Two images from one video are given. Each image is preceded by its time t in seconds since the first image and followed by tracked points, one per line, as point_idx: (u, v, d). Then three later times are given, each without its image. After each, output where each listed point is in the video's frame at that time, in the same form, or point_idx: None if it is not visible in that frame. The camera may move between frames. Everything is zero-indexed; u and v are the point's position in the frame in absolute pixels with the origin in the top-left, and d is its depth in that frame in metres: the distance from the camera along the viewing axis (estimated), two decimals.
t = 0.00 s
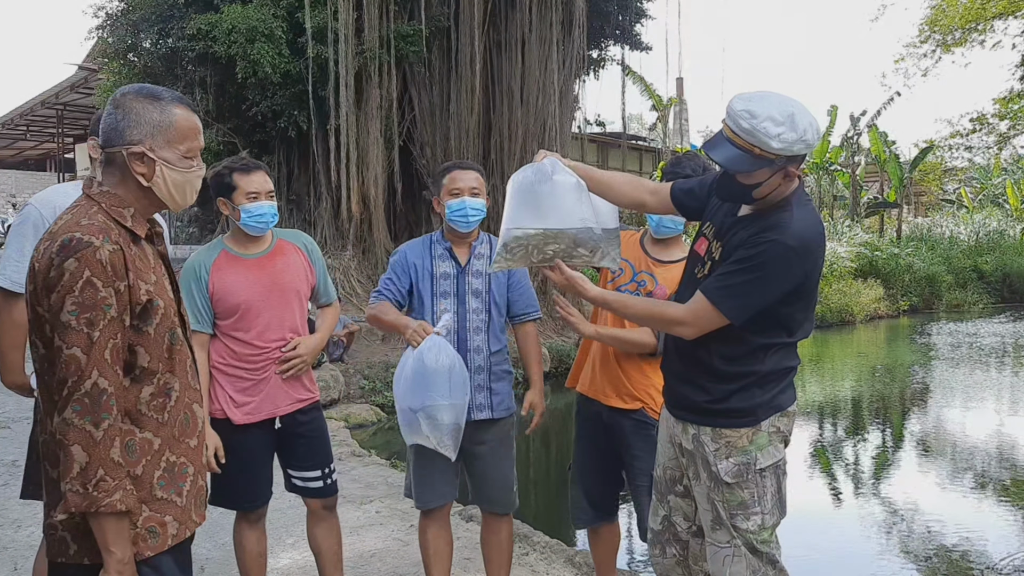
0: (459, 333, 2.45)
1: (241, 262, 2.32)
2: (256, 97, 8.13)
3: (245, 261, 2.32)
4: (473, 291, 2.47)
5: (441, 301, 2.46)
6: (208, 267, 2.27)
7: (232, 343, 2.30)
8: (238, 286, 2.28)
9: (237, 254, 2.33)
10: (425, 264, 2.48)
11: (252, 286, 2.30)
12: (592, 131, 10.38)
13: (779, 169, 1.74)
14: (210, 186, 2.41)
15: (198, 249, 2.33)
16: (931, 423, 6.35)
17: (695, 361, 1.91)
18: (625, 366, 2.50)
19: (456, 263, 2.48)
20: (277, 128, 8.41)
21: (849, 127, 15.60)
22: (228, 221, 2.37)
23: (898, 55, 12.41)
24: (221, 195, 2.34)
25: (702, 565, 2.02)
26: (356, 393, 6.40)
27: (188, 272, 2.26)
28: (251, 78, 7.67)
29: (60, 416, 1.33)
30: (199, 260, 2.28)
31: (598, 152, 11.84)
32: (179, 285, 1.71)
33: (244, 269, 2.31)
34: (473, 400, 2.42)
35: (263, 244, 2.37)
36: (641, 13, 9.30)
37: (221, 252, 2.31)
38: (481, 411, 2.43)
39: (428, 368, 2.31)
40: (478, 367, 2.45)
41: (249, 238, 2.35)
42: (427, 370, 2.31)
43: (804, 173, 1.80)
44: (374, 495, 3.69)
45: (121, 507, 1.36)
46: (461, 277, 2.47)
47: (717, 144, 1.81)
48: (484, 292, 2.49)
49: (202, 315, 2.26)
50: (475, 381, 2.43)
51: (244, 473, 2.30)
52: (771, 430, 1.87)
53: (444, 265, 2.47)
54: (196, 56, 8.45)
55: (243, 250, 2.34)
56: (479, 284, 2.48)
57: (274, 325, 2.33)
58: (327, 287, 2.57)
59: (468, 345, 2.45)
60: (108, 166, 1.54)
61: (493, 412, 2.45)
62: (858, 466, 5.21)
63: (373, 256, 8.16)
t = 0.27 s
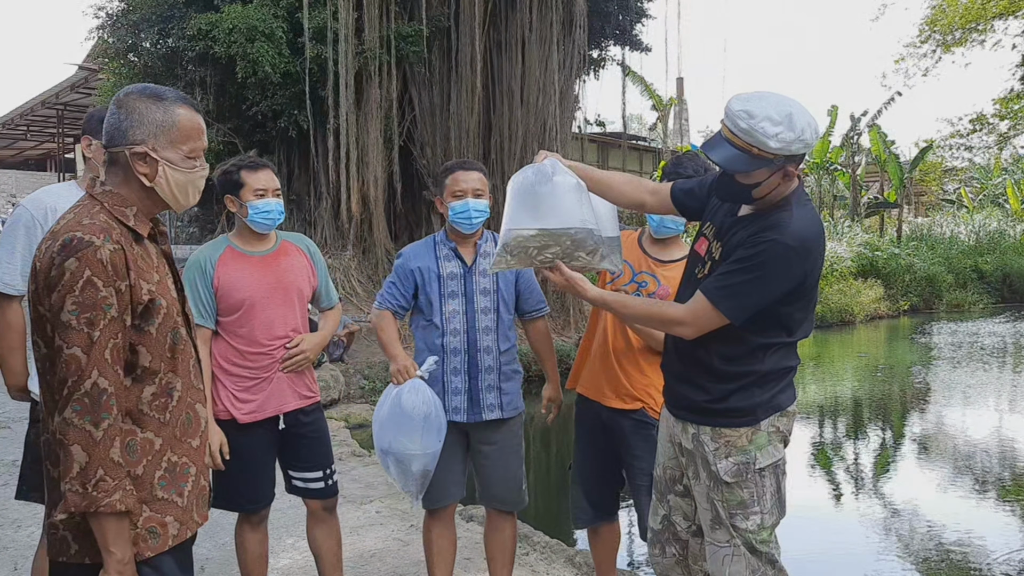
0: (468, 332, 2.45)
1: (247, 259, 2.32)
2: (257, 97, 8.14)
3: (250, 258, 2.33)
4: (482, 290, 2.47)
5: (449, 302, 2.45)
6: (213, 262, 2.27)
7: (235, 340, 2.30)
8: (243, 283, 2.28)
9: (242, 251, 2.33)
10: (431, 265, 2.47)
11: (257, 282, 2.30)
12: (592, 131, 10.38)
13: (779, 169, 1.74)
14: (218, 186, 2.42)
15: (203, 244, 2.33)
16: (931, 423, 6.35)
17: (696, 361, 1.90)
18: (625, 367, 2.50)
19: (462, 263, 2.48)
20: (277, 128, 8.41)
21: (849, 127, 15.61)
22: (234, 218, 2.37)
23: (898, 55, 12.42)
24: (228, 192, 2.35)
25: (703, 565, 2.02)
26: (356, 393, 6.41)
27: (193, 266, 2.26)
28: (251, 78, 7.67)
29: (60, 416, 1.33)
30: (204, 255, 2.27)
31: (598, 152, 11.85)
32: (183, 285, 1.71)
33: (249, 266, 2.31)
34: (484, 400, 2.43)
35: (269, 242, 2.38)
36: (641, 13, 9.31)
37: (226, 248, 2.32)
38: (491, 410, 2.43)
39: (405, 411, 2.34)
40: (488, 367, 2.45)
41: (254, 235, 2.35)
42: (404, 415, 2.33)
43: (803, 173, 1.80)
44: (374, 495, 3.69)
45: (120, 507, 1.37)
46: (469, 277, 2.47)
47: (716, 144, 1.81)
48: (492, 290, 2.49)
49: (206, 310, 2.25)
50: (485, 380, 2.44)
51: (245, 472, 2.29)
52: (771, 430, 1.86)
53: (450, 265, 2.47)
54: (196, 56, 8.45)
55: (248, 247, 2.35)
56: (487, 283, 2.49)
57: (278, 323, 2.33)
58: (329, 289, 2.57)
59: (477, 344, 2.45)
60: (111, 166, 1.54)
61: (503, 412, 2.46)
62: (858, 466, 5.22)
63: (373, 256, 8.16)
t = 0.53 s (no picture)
0: (472, 334, 2.44)
1: (254, 257, 2.32)
2: (257, 97, 8.13)
3: (257, 257, 2.33)
4: (483, 290, 2.47)
5: (451, 303, 2.45)
6: (221, 259, 2.27)
7: (239, 338, 2.29)
8: (250, 280, 2.28)
9: (250, 249, 2.34)
10: (432, 267, 2.47)
11: (265, 281, 2.30)
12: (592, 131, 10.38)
13: (781, 168, 1.74)
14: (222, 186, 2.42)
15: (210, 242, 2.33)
16: (931, 423, 6.35)
17: (698, 361, 1.90)
18: (624, 367, 2.49)
19: (462, 264, 2.48)
20: (277, 127, 8.41)
21: (849, 127, 15.61)
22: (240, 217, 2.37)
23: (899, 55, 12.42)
24: (233, 193, 2.36)
25: (703, 565, 2.02)
26: (356, 393, 6.40)
27: (201, 262, 2.25)
28: (251, 78, 7.67)
29: (59, 416, 1.33)
30: (211, 252, 2.27)
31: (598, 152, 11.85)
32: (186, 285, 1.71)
33: (256, 264, 2.31)
34: (489, 401, 2.43)
35: (276, 241, 2.39)
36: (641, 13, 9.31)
37: (233, 246, 2.32)
38: (498, 411, 2.44)
39: (381, 429, 2.35)
40: (492, 367, 2.45)
41: (261, 234, 2.36)
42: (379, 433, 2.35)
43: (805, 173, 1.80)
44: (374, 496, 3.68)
45: (119, 509, 1.36)
46: (470, 278, 2.47)
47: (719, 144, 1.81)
48: (494, 290, 2.49)
49: (211, 307, 2.25)
50: (491, 381, 2.43)
51: (246, 473, 2.29)
52: (772, 430, 1.86)
53: (450, 266, 2.47)
54: (196, 56, 8.44)
55: (255, 245, 2.35)
56: (488, 283, 2.48)
57: (283, 322, 2.33)
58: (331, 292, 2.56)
59: (480, 345, 2.45)
60: (113, 166, 1.54)
61: (508, 412, 2.46)
62: (858, 466, 5.21)
63: (373, 256, 8.15)
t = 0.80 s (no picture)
0: (465, 332, 2.45)
1: (259, 256, 2.32)
2: (257, 97, 8.13)
3: (262, 255, 2.33)
4: (477, 289, 2.47)
5: (445, 301, 2.46)
6: (226, 257, 2.27)
7: (244, 337, 2.29)
8: (255, 279, 2.28)
9: (255, 248, 2.33)
10: (427, 267, 2.48)
11: (270, 279, 2.31)
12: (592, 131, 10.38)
13: (784, 167, 1.74)
14: (226, 186, 2.43)
15: (215, 240, 2.33)
16: (931, 423, 6.35)
17: (701, 361, 1.90)
18: (624, 368, 2.49)
19: (457, 262, 2.49)
20: (277, 127, 8.40)
21: (849, 127, 15.61)
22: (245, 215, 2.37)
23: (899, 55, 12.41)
24: (239, 191, 2.36)
25: (705, 565, 2.02)
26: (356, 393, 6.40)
27: (206, 260, 2.25)
28: (251, 78, 7.67)
29: (62, 418, 1.33)
30: (217, 250, 2.27)
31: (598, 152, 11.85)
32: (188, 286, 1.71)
33: (261, 262, 2.32)
34: (481, 400, 2.42)
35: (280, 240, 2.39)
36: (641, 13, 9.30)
37: (238, 244, 2.32)
38: (490, 411, 2.43)
39: (383, 429, 2.34)
40: (485, 366, 2.44)
41: (266, 232, 2.36)
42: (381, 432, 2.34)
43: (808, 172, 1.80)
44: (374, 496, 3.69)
45: (120, 511, 1.36)
46: (464, 276, 2.47)
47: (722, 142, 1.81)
48: (487, 289, 2.48)
49: (216, 305, 2.24)
50: (484, 381, 2.43)
51: (247, 472, 2.29)
52: (775, 429, 1.87)
53: (445, 265, 2.48)
54: (196, 56, 8.43)
55: (260, 244, 2.35)
56: (482, 282, 2.48)
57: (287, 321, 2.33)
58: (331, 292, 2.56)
59: (474, 344, 2.45)
60: (116, 167, 1.54)
61: (501, 412, 2.44)
62: (858, 466, 5.21)
63: (373, 256, 8.15)
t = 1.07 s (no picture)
0: (458, 331, 2.44)
1: (260, 255, 2.32)
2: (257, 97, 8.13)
3: (263, 254, 2.33)
4: (469, 288, 2.47)
5: (438, 301, 2.45)
6: (228, 256, 2.26)
7: (246, 336, 2.28)
8: (257, 278, 2.28)
9: (256, 247, 2.33)
10: (421, 266, 2.49)
11: (272, 278, 2.30)
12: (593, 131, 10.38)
13: (784, 164, 1.74)
14: (230, 186, 2.43)
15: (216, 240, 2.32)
16: (931, 423, 6.35)
17: (705, 360, 1.90)
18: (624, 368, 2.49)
19: (450, 262, 2.49)
20: (277, 128, 8.40)
21: (849, 127, 15.61)
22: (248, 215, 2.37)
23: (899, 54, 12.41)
24: (248, 187, 2.34)
25: (706, 565, 2.02)
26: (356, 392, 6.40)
27: (208, 259, 2.25)
28: (251, 77, 7.66)
29: (64, 419, 1.33)
30: (218, 249, 2.27)
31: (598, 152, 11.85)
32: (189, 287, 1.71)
33: (262, 261, 2.31)
34: (475, 399, 2.42)
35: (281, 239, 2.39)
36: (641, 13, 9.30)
37: (239, 244, 2.31)
38: (483, 410, 2.42)
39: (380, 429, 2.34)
40: (478, 365, 2.44)
41: (267, 232, 2.36)
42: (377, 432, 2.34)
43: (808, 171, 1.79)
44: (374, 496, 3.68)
45: (122, 511, 1.36)
46: (456, 275, 2.47)
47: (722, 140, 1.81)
48: (480, 288, 2.48)
49: (219, 304, 2.24)
50: (477, 380, 2.43)
51: (248, 472, 2.29)
52: (778, 429, 1.86)
53: (438, 264, 2.48)
54: (196, 56, 8.43)
55: (261, 244, 2.35)
56: (475, 281, 2.48)
57: (289, 320, 2.33)
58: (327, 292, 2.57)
59: (467, 343, 2.44)
60: (119, 167, 1.54)
61: (494, 412, 2.44)
62: (858, 466, 5.21)
63: (373, 256, 8.15)
